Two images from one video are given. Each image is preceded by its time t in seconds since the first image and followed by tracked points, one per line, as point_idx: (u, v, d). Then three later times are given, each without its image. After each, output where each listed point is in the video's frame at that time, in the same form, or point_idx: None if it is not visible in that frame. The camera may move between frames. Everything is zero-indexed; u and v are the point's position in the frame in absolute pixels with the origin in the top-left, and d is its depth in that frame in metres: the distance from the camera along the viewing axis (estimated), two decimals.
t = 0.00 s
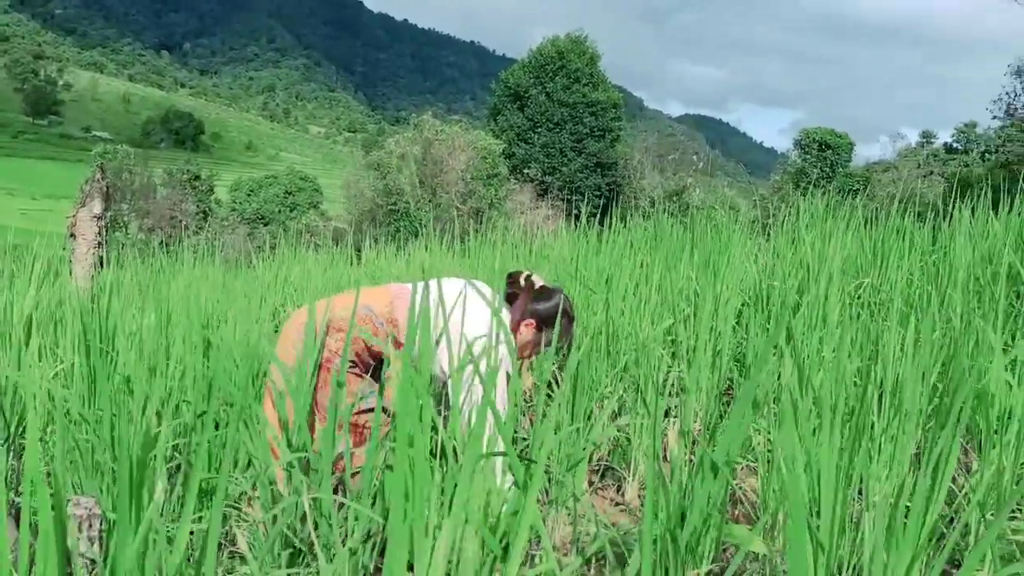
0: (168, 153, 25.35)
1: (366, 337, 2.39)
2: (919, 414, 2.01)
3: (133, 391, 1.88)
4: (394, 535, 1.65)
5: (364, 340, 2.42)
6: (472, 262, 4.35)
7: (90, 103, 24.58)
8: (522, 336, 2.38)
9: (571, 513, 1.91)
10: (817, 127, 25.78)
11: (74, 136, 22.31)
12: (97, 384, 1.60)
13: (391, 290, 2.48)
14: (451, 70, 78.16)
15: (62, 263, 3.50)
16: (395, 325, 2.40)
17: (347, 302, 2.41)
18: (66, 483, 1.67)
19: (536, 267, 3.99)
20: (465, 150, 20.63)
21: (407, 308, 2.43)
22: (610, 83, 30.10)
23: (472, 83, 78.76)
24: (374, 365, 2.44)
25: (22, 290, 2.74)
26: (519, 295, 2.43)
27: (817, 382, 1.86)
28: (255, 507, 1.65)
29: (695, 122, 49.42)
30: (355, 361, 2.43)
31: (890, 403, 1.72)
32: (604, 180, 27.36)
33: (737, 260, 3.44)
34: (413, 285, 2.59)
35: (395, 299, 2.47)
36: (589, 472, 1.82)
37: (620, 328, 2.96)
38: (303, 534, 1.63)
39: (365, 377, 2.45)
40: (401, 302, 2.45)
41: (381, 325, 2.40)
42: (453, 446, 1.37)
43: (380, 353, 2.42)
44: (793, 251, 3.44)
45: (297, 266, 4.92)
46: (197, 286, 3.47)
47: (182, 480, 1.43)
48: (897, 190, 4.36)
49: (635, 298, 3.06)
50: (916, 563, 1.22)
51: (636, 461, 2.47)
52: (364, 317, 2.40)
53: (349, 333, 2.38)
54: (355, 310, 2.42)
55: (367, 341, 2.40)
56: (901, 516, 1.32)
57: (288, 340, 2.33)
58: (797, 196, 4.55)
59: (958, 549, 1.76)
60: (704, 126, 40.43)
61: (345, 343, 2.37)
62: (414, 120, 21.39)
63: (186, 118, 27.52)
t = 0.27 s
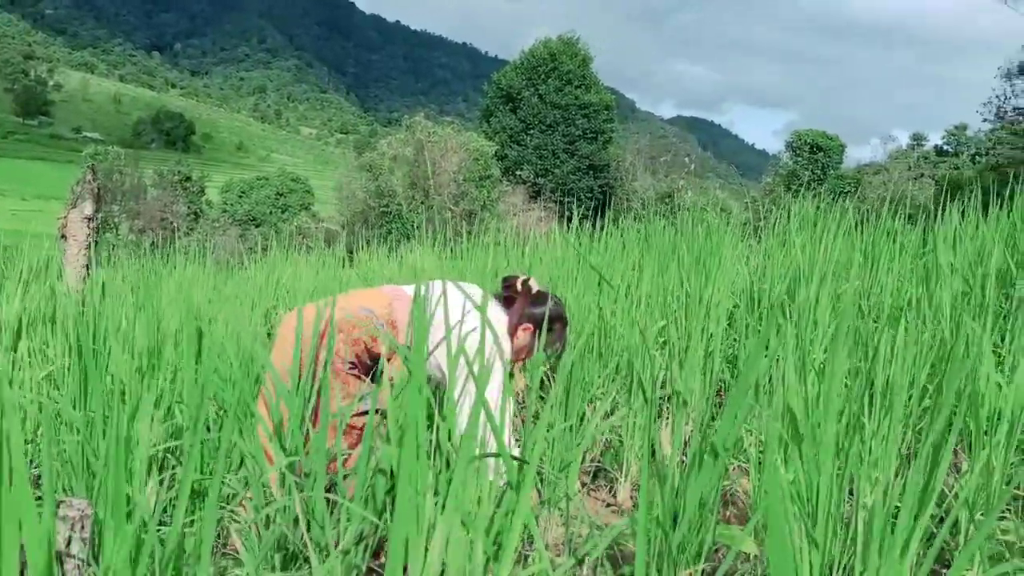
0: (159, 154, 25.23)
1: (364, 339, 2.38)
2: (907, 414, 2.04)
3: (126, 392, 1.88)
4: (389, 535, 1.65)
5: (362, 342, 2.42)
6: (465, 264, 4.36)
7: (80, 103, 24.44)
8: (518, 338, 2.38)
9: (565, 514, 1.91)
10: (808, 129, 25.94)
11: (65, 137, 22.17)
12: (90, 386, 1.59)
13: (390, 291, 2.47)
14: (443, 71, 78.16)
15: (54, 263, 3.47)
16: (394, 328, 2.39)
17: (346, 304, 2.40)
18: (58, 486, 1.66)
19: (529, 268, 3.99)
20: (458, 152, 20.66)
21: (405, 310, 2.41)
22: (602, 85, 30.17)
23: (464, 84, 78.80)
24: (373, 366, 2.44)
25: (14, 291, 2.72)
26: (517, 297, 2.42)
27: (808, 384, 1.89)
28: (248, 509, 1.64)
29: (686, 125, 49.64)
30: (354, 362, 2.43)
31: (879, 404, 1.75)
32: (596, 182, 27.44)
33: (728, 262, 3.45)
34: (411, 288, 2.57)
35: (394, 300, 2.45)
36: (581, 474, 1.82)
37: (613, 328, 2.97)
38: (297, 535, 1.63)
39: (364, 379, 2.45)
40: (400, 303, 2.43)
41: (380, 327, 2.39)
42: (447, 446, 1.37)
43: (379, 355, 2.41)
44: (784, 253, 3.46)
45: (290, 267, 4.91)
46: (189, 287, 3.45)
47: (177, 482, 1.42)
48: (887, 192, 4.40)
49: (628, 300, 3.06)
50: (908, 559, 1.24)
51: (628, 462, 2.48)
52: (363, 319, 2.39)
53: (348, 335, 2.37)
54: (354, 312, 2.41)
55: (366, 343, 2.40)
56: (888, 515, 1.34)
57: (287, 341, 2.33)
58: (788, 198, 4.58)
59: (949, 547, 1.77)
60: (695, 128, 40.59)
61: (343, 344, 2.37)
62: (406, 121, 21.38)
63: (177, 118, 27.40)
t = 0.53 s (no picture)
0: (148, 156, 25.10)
1: (358, 341, 2.38)
2: (896, 414, 2.05)
3: (116, 396, 1.86)
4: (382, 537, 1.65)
5: (357, 344, 2.41)
6: (456, 266, 4.36)
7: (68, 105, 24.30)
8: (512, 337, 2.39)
9: (556, 516, 1.91)
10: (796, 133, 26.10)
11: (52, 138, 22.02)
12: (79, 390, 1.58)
13: (384, 293, 2.45)
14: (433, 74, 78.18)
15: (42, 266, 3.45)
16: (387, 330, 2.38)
17: (340, 306, 2.39)
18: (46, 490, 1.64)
19: (520, 270, 4.00)
20: (448, 154, 20.70)
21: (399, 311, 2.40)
22: (591, 88, 30.26)
23: (454, 87, 78.84)
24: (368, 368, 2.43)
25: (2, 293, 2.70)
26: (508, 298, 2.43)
27: (799, 385, 1.90)
28: (239, 512, 1.63)
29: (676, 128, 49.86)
30: (349, 364, 2.42)
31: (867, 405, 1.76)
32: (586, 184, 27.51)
33: (718, 264, 3.46)
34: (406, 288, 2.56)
35: (388, 302, 2.44)
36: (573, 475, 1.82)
37: (605, 329, 2.98)
38: (288, 539, 1.62)
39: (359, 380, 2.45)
40: (393, 304, 2.42)
41: (373, 329, 2.38)
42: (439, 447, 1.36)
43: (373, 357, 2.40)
44: (773, 255, 3.48)
45: (280, 270, 4.90)
46: (178, 290, 3.44)
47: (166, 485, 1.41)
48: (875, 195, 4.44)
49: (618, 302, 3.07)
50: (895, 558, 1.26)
51: (618, 463, 2.49)
52: (358, 321, 2.38)
53: (341, 338, 2.37)
54: (348, 314, 2.41)
55: (360, 345, 2.39)
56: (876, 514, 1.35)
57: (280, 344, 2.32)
58: (776, 200, 4.61)
59: (937, 546, 1.79)
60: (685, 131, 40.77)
61: (337, 346, 2.36)
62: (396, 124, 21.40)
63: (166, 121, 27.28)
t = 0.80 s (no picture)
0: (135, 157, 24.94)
1: (350, 343, 2.38)
2: (882, 415, 2.07)
3: (104, 398, 1.86)
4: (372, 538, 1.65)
5: (347, 346, 2.41)
6: (446, 268, 4.36)
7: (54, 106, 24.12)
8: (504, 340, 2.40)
9: (547, 516, 1.92)
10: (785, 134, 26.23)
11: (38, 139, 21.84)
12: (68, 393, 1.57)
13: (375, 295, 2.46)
14: (423, 75, 78.11)
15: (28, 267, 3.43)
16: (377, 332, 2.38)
17: (331, 307, 2.39)
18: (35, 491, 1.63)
19: (510, 272, 4.00)
20: (436, 156, 20.74)
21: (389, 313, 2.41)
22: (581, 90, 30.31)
23: (443, 88, 78.77)
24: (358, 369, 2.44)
25: None
26: (498, 300, 2.43)
27: (787, 385, 1.91)
28: (229, 513, 1.63)
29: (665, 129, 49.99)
30: (339, 365, 2.42)
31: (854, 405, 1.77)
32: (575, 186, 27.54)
33: (706, 266, 3.48)
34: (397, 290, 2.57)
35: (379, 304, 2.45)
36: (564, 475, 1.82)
37: (594, 331, 2.99)
38: (277, 540, 1.62)
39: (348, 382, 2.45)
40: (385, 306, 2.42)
41: (364, 331, 2.39)
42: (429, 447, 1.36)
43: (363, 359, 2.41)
44: (761, 256, 3.50)
45: (268, 272, 4.89)
46: (165, 292, 3.43)
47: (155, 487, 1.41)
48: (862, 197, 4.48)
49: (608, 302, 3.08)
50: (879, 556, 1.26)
51: (607, 463, 2.49)
52: (349, 323, 2.39)
53: (332, 339, 2.37)
54: (339, 316, 2.41)
55: (350, 347, 2.40)
56: (861, 515, 1.36)
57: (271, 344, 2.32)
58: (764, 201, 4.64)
59: (923, 544, 1.80)
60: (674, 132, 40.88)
61: (327, 349, 2.37)
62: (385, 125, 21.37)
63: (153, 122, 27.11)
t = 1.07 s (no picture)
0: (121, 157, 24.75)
1: (339, 346, 2.38)
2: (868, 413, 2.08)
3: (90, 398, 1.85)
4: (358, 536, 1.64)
5: (337, 348, 2.40)
6: (434, 269, 4.36)
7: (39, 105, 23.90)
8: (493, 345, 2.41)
9: (534, 516, 1.92)
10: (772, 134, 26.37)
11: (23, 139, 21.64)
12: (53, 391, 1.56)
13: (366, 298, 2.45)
14: (411, 76, 78.00)
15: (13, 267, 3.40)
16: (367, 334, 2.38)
17: (321, 311, 2.39)
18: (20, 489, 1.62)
19: (499, 272, 4.00)
20: (424, 156, 20.69)
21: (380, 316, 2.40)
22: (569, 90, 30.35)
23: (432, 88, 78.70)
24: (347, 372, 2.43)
25: None
26: (487, 305, 2.44)
27: (774, 383, 1.92)
28: (215, 513, 1.62)
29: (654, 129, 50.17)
30: (328, 368, 2.41)
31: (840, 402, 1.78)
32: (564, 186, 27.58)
33: (694, 265, 3.49)
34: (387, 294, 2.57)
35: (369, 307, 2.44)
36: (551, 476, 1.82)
37: (583, 330, 3.00)
38: (262, 540, 1.61)
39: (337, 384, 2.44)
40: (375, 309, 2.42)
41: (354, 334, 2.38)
42: (417, 447, 1.35)
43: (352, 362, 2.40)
44: (748, 255, 3.51)
45: (256, 271, 4.87)
46: (153, 291, 3.41)
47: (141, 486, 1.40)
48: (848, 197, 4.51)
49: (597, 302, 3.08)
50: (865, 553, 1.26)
51: (595, 463, 2.49)
52: (340, 326, 2.38)
53: (322, 341, 2.36)
54: (329, 319, 2.40)
55: (340, 349, 2.39)
56: (845, 508, 1.36)
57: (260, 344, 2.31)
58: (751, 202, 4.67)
59: (909, 541, 1.81)
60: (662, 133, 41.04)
61: (316, 351, 2.36)
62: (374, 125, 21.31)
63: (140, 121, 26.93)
